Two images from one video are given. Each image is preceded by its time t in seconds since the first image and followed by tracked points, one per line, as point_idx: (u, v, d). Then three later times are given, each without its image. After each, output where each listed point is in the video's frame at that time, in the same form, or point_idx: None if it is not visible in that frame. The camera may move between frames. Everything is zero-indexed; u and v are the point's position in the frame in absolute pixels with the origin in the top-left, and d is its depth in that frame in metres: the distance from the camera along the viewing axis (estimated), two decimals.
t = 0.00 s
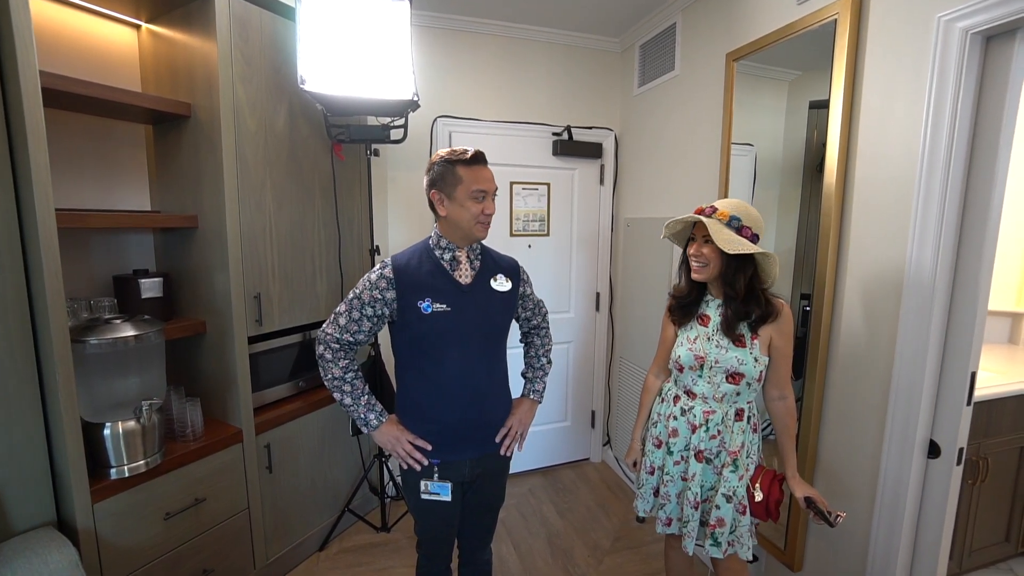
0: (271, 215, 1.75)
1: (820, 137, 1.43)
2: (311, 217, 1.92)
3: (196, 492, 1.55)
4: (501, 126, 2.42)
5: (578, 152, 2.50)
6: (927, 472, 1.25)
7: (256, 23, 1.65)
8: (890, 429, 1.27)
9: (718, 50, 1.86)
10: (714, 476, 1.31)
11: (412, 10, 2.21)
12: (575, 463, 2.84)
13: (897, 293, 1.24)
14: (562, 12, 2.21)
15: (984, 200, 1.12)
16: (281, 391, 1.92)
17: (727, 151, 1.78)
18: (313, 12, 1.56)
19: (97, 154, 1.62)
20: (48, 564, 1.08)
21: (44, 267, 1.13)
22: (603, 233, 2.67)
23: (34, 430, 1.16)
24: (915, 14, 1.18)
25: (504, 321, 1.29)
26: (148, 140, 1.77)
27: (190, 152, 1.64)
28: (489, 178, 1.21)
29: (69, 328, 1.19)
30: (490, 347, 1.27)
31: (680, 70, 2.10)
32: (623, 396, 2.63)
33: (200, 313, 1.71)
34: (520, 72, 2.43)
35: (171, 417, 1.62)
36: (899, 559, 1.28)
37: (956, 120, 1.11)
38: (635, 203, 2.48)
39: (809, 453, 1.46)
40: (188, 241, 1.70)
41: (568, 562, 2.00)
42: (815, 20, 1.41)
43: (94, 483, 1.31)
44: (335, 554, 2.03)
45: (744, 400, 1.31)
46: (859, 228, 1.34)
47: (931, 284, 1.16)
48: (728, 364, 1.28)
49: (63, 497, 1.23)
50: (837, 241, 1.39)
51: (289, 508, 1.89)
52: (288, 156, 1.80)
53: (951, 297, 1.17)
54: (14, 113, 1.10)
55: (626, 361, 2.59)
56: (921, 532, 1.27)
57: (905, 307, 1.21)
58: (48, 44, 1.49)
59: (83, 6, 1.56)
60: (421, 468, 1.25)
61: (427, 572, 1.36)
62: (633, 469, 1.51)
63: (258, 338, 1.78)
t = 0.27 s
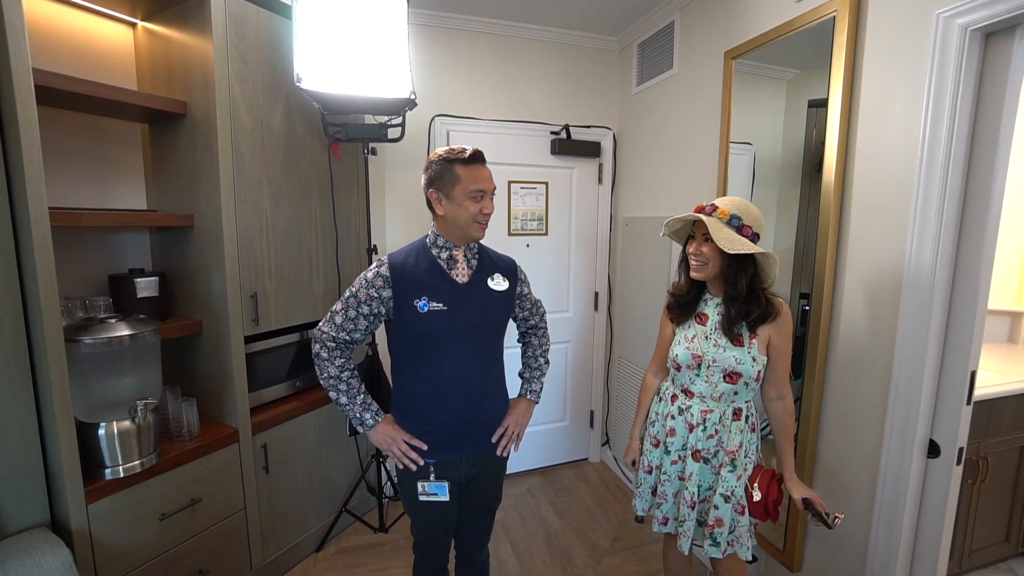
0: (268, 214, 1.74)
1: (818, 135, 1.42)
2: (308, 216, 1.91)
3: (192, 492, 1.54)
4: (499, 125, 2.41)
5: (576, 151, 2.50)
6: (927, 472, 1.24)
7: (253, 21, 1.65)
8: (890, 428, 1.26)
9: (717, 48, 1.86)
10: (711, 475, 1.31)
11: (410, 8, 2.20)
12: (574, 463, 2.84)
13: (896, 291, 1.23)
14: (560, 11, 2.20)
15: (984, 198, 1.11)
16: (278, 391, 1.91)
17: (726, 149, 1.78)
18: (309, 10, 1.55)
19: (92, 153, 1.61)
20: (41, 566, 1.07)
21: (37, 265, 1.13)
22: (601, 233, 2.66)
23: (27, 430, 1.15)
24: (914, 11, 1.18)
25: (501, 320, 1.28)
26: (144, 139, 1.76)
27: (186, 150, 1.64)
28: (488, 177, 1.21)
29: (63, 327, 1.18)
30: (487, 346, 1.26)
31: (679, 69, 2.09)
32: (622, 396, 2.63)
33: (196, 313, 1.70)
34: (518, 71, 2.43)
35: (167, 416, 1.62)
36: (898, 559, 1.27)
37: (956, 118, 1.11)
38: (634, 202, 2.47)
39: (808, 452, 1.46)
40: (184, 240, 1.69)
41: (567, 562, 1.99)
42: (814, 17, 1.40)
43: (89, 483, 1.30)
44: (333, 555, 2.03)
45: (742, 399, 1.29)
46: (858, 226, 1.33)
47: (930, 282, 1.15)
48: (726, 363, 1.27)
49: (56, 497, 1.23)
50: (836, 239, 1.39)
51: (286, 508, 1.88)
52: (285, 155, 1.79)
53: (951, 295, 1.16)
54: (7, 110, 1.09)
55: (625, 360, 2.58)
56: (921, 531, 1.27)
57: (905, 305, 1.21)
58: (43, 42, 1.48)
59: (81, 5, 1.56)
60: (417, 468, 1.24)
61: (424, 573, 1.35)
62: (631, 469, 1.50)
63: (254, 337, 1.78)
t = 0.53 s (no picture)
0: (266, 215, 1.73)
1: (819, 135, 1.42)
2: (307, 217, 1.90)
3: (191, 494, 1.54)
4: (498, 125, 2.40)
5: (576, 151, 2.49)
6: (928, 474, 1.24)
7: (250, 21, 1.64)
8: (891, 430, 1.25)
9: (717, 48, 1.85)
10: (711, 478, 1.30)
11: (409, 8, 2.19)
12: (574, 464, 2.83)
13: (897, 292, 1.23)
14: (559, 10, 2.19)
15: (985, 199, 1.10)
16: (277, 392, 1.90)
17: (726, 150, 1.77)
18: (307, 10, 1.55)
19: (89, 153, 1.60)
20: (37, 569, 1.06)
21: (33, 267, 1.12)
22: (601, 233, 2.65)
23: (22, 432, 1.15)
24: (915, 10, 1.17)
25: (500, 322, 1.27)
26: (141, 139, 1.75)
27: (183, 151, 1.63)
28: (486, 177, 1.20)
29: (58, 329, 1.17)
30: (486, 348, 1.26)
31: (678, 69, 2.08)
32: (621, 397, 2.62)
33: (194, 314, 1.70)
34: (517, 71, 2.42)
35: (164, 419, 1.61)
36: (899, 562, 1.26)
37: (957, 118, 1.10)
38: (633, 202, 2.47)
39: (808, 454, 1.45)
40: (182, 241, 1.68)
41: (566, 564, 1.98)
42: (814, 17, 1.40)
43: (85, 486, 1.29)
44: (332, 557, 2.02)
45: (741, 401, 1.29)
46: (859, 227, 1.32)
47: (931, 284, 1.15)
48: (725, 365, 1.27)
49: (53, 500, 1.22)
50: (837, 240, 1.38)
51: (284, 510, 1.88)
52: (283, 155, 1.78)
53: (952, 297, 1.16)
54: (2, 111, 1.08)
55: (624, 361, 2.58)
56: (921, 534, 1.26)
57: (906, 306, 1.20)
58: (40, 42, 1.47)
59: (80, 6, 1.56)
60: (414, 470, 1.24)
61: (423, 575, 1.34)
62: (630, 471, 1.50)
63: (253, 339, 1.77)
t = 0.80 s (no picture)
0: (264, 214, 1.72)
1: (819, 134, 1.41)
2: (305, 216, 1.89)
3: (188, 495, 1.53)
4: (497, 124, 2.40)
5: (575, 151, 2.48)
6: (930, 474, 1.23)
7: (248, 19, 1.63)
8: (892, 430, 1.24)
9: (717, 47, 1.84)
10: (711, 478, 1.29)
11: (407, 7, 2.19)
12: (573, 464, 2.82)
13: (899, 291, 1.22)
14: (559, 9, 2.19)
15: (988, 198, 1.10)
16: (275, 392, 1.89)
17: (726, 149, 1.76)
18: (305, 8, 1.54)
19: (86, 152, 1.59)
20: (32, 571, 1.05)
21: (28, 266, 1.11)
22: (601, 233, 2.64)
23: (18, 433, 1.14)
24: (917, 8, 1.16)
25: (499, 322, 1.26)
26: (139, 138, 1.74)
27: (181, 150, 1.62)
28: (472, 171, 1.19)
29: (54, 329, 1.16)
30: (485, 348, 1.25)
31: (678, 68, 2.08)
32: (621, 397, 2.61)
33: (192, 314, 1.69)
34: (516, 70, 2.41)
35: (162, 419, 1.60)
36: (901, 563, 1.25)
37: (960, 116, 1.09)
38: (633, 202, 2.46)
39: (809, 454, 1.44)
40: (180, 240, 1.67)
41: (566, 565, 1.98)
42: (814, 15, 1.39)
43: (81, 487, 1.28)
44: (330, 557, 2.01)
45: (741, 401, 1.28)
46: (860, 226, 1.32)
47: (933, 283, 1.14)
48: (725, 365, 1.26)
49: (49, 501, 1.21)
50: (838, 240, 1.37)
51: (282, 511, 1.87)
52: (281, 155, 1.77)
53: (955, 296, 1.15)
54: None
55: (624, 361, 2.57)
56: (923, 535, 1.25)
57: (907, 306, 1.19)
58: (36, 40, 1.46)
59: (80, 5, 1.55)
60: (413, 471, 1.23)
61: None
62: (629, 472, 1.49)
63: (251, 338, 1.76)
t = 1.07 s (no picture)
0: (264, 214, 1.72)
1: (820, 134, 1.41)
2: (306, 217, 1.89)
3: (189, 495, 1.53)
4: (498, 124, 2.40)
5: (576, 151, 2.48)
6: (931, 475, 1.22)
7: (249, 19, 1.63)
8: (894, 430, 1.24)
9: (717, 47, 1.84)
10: (712, 477, 1.29)
11: (408, 7, 2.18)
12: (574, 464, 2.82)
13: (901, 291, 1.21)
14: (559, 9, 2.18)
15: (990, 197, 1.09)
16: (276, 392, 1.89)
17: (727, 149, 1.76)
18: (305, 8, 1.54)
19: (87, 152, 1.59)
20: (32, 571, 1.05)
21: (29, 266, 1.11)
22: (601, 233, 2.64)
23: (19, 433, 1.14)
24: (919, 7, 1.16)
25: (500, 322, 1.26)
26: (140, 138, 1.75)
27: (181, 150, 1.62)
28: (456, 164, 1.21)
29: (55, 329, 1.16)
30: (486, 348, 1.25)
31: (679, 68, 2.07)
32: (622, 397, 2.61)
33: (192, 314, 1.69)
34: (517, 70, 2.41)
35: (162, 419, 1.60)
36: (902, 564, 1.25)
37: (962, 116, 1.09)
38: (634, 202, 2.46)
39: (810, 455, 1.44)
40: (180, 240, 1.67)
41: (566, 565, 1.97)
42: (815, 15, 1.39)
43: (82, 487, 1.28)
44: (331, 557, 2.01)
45: (742, 400, 1.28)
46: (862, 226, 1.31)
47: (936, 283, 1.13)
48: (726, 364, 1.25)
49: (50, 501, 1.21)
50: (840, 240, 1.37)
51: (283, 510, 1.87)
52: (282, 155, 1.77)
53: (957, 296, 1.15)
54: None
55: (625, 361, 2.57)
56: (925, 536, 1.25)
57: (909, 306, 1.19)
58: (37, 40, 1.46)
59: (81, 6, 1.56)
60: (413, 471, 1.23)
61: None
62: (630, 472, 1.49)
63: (252, 338, 1.76)
